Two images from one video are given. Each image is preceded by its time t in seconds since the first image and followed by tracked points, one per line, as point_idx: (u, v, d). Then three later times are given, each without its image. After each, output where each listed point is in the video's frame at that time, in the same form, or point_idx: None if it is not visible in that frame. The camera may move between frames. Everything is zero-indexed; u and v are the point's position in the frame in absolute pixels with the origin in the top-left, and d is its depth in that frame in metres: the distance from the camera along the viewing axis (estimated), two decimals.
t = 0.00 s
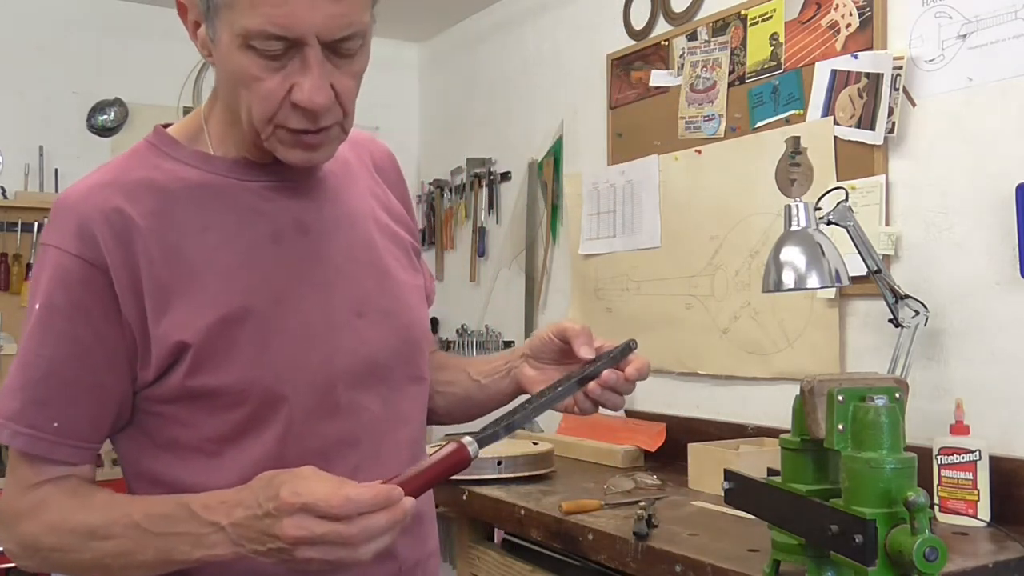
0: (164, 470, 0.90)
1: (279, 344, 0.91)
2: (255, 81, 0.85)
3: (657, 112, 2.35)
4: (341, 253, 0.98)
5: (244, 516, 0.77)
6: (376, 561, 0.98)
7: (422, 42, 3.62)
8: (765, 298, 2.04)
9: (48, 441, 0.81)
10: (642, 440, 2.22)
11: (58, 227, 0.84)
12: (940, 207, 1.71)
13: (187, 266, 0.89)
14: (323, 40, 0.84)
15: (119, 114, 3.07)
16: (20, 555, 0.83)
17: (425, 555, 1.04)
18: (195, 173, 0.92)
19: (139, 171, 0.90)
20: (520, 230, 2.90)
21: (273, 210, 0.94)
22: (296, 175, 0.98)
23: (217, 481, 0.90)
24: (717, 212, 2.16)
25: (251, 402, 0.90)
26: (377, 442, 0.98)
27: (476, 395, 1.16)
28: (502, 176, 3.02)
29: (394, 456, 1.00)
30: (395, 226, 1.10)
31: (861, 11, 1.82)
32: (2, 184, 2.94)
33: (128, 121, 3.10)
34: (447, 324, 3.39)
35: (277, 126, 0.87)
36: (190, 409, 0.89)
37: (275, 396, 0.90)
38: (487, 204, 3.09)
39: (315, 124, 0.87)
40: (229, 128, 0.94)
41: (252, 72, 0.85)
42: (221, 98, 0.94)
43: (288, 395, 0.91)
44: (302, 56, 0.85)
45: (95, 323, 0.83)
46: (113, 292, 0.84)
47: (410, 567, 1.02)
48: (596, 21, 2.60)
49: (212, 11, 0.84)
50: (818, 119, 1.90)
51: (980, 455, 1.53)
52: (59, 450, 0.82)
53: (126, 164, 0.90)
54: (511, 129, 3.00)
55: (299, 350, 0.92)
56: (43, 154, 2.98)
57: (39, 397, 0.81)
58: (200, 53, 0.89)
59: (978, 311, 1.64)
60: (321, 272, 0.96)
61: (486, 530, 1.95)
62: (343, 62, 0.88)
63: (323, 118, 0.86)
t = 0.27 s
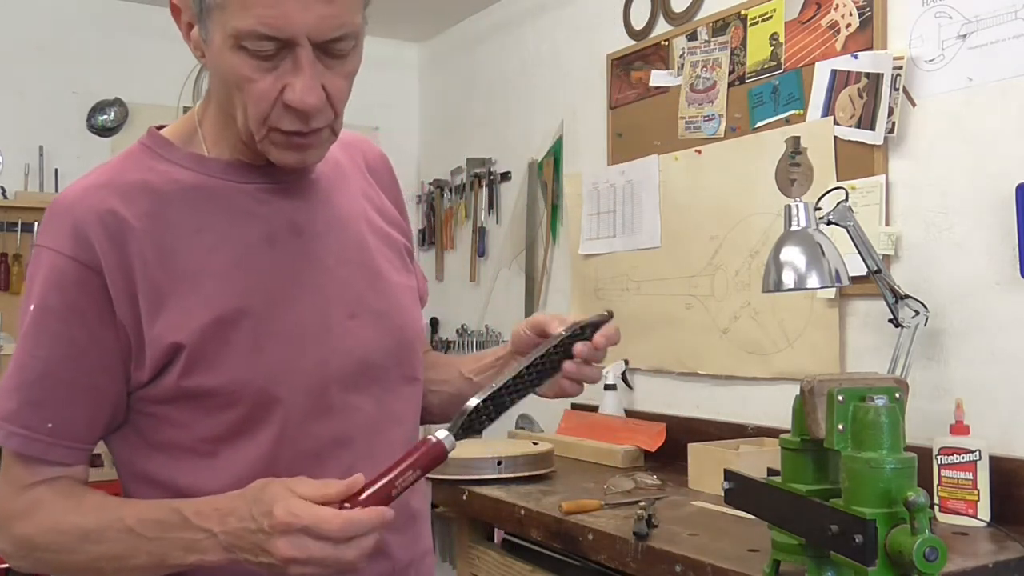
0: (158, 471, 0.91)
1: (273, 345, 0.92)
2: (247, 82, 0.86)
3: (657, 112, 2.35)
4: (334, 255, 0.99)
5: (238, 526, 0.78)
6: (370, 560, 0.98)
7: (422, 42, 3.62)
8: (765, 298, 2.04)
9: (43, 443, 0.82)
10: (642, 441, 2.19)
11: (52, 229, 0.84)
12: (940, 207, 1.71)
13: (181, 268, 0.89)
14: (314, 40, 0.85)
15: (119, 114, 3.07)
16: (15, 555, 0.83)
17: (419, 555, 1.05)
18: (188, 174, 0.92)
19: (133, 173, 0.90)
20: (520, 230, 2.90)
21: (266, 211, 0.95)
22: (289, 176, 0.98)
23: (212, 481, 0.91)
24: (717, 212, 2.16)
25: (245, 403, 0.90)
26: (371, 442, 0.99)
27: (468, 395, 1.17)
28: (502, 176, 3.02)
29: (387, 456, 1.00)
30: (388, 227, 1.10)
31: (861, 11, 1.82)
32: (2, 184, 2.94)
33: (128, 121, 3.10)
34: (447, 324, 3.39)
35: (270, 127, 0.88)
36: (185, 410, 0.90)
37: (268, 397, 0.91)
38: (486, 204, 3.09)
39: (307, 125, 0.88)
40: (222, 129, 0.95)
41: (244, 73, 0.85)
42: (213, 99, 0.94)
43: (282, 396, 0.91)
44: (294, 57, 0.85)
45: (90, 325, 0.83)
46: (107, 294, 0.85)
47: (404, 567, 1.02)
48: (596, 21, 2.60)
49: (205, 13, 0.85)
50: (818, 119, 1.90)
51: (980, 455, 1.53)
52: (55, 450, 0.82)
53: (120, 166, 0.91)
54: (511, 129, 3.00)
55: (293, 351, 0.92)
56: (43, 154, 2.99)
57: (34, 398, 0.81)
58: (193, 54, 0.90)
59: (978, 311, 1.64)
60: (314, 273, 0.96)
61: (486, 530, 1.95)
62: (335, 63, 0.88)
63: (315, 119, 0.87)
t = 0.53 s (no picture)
0: (154, 471, 0.91)
1: (268, 345, 0.92)
2: (248, 85, 0.86)
3: (657, 112, 2.35)
4: (329, 255, 0.99)
5: (238, 526, 0.78)
6: (367, 560, 0.98)
7: (422, 42, 3.62)
8: (765, 298, 2.04)
9: (39, 443, 0.82)
10: (643, 441, 2.18)
11: (48, 231, 0.84)
12: (940, 207, 1.71)
13: (176, 269, 0.89)
14: (315, 43, 0.85)
15: (119, 114, 3.08)
16: (11, 556, 0.83)
17: (415, 553, 1.04)
18: (184, 176, 0.92)
19: (129, 175, 0.90)
20: (520, 230, 2.90)
21: (262, 212, 0.95)
22: (284, 176, 0.98)
23: (208, 481, 0.91)
24: (717, 212, 2.16)
25: (240, 403, 0.90)
26: (367, 442, 0.99)
27: (466, 395, 1.17)
28: (502, 175, 3.02)
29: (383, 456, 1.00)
30: (384, 228, 1.10)
31: (861, 12, 1.82)
32: (2, 184, 2.94)
33: (128, 121, 3.11)
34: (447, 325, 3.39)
35: (270, 128, 0.88)
36: (181, 411, 0.90)
37: (263, 397, 0.91)
38: (486, 204, 3.09)
39: (308, 126, 0.88)
40: (217, 130, 0.95)
41: (245, 76, 0.85)
42: (209, 101, 0.94)
43: (277, 396, 0.91)
44: (295, 59, 0.85)
45: (85, 325, 0.83)
46: (102, 295, 0.85)
47: (401, 565, 1.02)
48: (596, 21, 2.60)
49: (204, 17, 0.85)
50: (818, 119, 1.90)
51: (980, 455, 1.53)
52: (51, 451, 0.83)
53: (115, 167, 0.91)
54: (511, 129, 3.00)
55: (288, 351, 0.93)
56: (43, 154, 2.99)
57: (29, 399, 0.81)
58: (190, 58, 0.90)
59: (978, 311, 1.64)
60: (309, 274, 0.96)
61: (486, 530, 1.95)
62: (334, 64, 0.89)
63: (317, 119, 0.87)
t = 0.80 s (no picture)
0: (151, 471, 0.91)
1: (264, 345, 0.92)
2: (258, 91, 0.86)
3: (657, 112, 2.35)
4: (324, 255, 0.99)
5: (237, 526, 0.78)
6: (365, 558, 0.98)
7: (422, 42, 3.62)
8: (765, 298, 2.04)
9: (37, 445, 0.82)
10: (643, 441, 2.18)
11: (44, 233, 0.84)
12: (940, 207, 1.71)
13: (172, 269, 0.89)
14: (325, 48, 0.86)
15: (119, 114, 3.08)
16: (9, 556, 0.83)
17: (412, 551, 1.04)
18: (178, 177, 0.92)
19: (123, 177, 0.90)
20: (519, 230, 2.90)
21: (256, 212, 0.95)
22: (277, 176, 0.98)
23: (205, 481, 0.91)
24: (717, 212, 2.16)
25: (236, 403, 0.90)
26: (363, 441, 0.99)
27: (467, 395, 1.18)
28: (502, 175, 3.02)
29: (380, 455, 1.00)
30: (377, 228, 1.11)
31: (861, 11, 1.82)
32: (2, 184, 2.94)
33: (128, 121, 3.10)
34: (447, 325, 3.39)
35: (281, 133, 0.88)
36: (177, 411, 0.90)
37: (260, 396, 0.91)
38: (486, 204, 3.09)
39: (319, 129, 0.89)
40: (212, 130, 0.95)
41: (255, 83, 0.85)
42: (206, 103, 0.94)
43: (273, 395, 0.92)
44: (305, 65, 0.86)
45: (82, 326, 0.83)
46: (98, 296, 0.85)
47: (399, 563, 1.02)
48: (596, 21, 2.60)
49: (210, 23, 0.85)
50: (818, 119, 1.90)
51: (980, 455, 1.53)
52: (49, 453, 0.83)
53: (109, 169, 0.91)
54: (511, 129, 3.00)
55: (284, 350, 0.93)
56: (42, 154, 2.98)
57: (27, 400, 0.81)
58: (189, 63, 0.90)
59: (978, 311, 1.64)
60: (304, 274, 0.97)
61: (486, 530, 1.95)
62: (341, 67, 0.90)
63: (326, 123, 0.88)
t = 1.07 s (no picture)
0: (147, 472, 0.91)
1: (259, 346, 0.92)
2: (268, 97, 0.86)
3: (657, 112, 2.35)
4: (318, 256, 0.99)
5: (235, 523, 0.78)
6: (362, 557, 0.98)
7: (422, 42, 3.62)
8: (765, 298, 2.04)
9: (34, 446, 0.82)
10: (643, 441, 2.18)
11: (40, 235, 0.84)
12: (940, 207, 1.71)
13: (167, 271, 0.89)
14: (334, 52, 0.86)
15: (119, 114, 3.08)
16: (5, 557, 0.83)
17: (410, 550, 1.04)
18: (173, 180, 0.92)
19: (118, 179, 0.90)
20: (519, 230, 2.90)
21: (251, 214, 0.95)
22: (271, 177, 0.98)
23: (200, 482, 0.91)
24: (717, 212, 2.16)
25: (232, 403, 0.90)
26: (359, 441, 0.99)
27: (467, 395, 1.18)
28: (502, 175, 3.02)
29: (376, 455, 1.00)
30: (371, 229, 1.11)
31: (861, 11, 1.82)
32: (2, 184, 2.94)
33: (128, 121, 3.11)
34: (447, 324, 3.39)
35: (288, 136, 0.88)
36: (173, 412, 0.90)
37: (255, 397, 0.91)
38: (487, 204, 3.09)
39: (325, 131, 0.89)
40: (207, 133, 0.95)
41: (265, 88, 0.85)
42: (205, 106, 0.94)
43: (268, 396, 0.92)
44: (312, 69, 0.86)
45: (79, 328, 0.84)
46: (94, 297, 0.85)
47: (396, 561, 1.02)
48: (596, 21, 2.60)
49: (220, 30, 0.84)
50: (818, 119, 1.90)
51: (980, 454, 1.53)
52: (46, 454, 0.82)
53: (104, 172, 0.90)
54: (511, 129, 3.00)
55: (279, 351, 0.93)
56: (43, 154, 2.98)
57: (24, 402, 0.81)
58: (191, 69, 0.89)
59: (978, 311, 1.64)
60: (299, 275, 0.97)
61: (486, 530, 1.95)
62: (345, 69, 0.90)
63: (332, 125, 0.89)
